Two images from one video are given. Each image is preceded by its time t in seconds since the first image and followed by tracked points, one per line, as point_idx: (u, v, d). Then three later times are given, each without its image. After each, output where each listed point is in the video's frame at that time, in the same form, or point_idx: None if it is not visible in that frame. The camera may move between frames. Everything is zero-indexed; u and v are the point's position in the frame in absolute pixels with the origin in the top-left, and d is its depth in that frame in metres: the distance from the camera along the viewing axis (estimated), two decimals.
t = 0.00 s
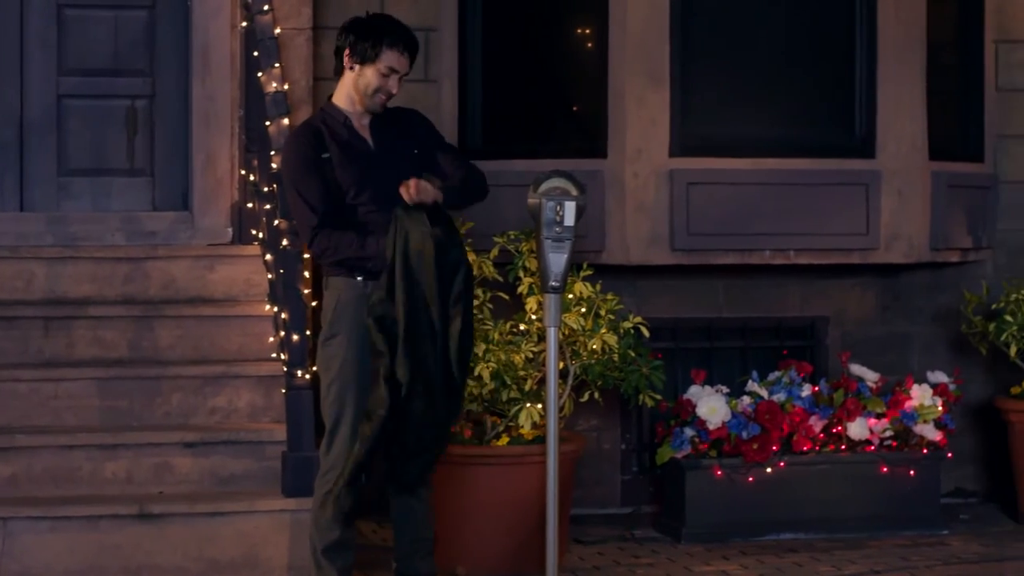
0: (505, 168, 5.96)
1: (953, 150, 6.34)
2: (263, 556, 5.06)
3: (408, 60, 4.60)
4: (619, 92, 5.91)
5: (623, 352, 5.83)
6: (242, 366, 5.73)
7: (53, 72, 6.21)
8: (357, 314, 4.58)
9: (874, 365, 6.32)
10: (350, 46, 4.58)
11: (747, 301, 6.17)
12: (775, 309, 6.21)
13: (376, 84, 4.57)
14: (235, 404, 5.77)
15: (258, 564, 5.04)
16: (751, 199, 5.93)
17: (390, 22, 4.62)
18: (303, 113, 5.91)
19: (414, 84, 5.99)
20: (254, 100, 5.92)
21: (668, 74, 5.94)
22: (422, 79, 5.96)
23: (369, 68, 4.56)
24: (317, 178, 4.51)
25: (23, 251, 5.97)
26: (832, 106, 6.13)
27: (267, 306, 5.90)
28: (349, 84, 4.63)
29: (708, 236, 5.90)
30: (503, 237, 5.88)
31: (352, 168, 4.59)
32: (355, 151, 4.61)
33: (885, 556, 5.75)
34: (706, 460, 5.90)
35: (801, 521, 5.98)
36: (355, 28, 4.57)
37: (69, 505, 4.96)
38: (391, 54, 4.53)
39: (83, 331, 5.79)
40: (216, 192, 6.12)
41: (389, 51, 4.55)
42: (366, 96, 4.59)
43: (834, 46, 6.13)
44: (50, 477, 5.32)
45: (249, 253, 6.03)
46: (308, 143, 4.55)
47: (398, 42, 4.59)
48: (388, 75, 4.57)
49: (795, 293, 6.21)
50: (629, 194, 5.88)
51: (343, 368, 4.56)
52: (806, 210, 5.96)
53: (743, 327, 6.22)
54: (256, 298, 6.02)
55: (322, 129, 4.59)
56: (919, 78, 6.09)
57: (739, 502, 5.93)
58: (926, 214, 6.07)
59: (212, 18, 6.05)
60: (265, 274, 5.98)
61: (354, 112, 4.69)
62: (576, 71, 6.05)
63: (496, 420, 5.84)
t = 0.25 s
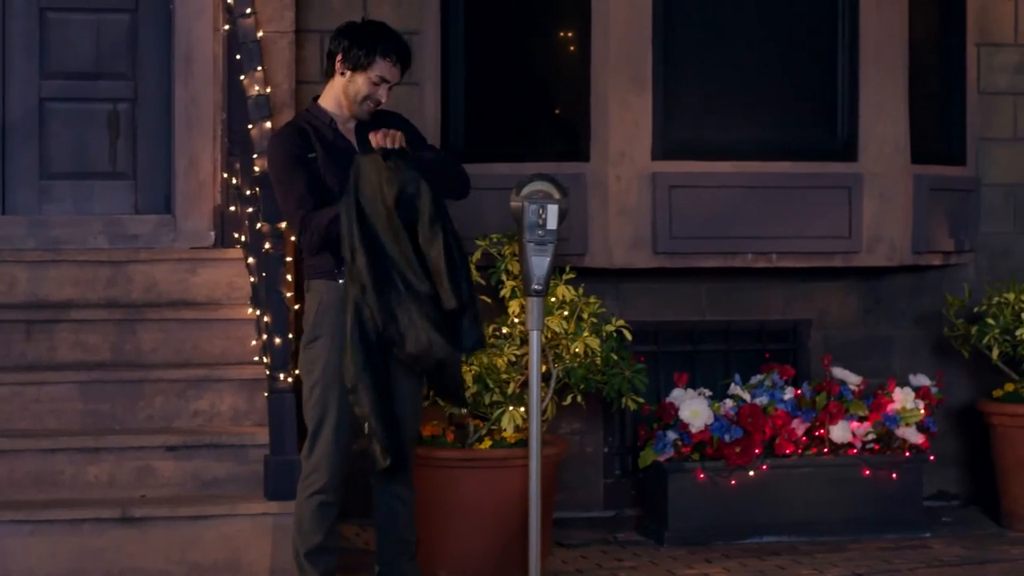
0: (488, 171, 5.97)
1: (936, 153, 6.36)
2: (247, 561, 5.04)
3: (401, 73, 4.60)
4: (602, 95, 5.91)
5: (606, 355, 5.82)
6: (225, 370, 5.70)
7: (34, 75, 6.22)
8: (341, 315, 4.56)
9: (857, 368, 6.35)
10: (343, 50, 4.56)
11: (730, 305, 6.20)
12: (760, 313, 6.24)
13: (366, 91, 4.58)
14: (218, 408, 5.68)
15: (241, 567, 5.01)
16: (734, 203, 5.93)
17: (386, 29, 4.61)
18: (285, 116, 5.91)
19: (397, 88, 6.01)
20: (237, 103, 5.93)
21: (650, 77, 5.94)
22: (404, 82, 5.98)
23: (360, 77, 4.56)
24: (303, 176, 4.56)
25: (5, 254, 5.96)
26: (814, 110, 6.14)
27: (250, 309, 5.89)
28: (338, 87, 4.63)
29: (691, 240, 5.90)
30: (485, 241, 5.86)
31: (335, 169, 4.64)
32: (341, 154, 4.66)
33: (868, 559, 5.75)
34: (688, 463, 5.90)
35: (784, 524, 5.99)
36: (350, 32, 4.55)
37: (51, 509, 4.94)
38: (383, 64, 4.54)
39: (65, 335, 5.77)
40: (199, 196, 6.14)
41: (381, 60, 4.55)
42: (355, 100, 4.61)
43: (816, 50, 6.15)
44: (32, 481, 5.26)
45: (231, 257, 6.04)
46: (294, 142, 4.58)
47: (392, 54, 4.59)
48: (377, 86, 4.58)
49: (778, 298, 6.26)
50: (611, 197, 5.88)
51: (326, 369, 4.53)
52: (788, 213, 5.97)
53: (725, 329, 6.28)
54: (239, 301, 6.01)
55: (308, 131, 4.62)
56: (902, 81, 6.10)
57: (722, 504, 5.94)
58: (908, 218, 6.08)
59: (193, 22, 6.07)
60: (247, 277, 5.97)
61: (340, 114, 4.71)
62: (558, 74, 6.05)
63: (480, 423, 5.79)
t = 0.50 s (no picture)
0: (473, 173, 5.97)
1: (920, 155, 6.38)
2: (231, 563, 4.98)
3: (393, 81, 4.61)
4: (587, 95, 5.91)
5: (591, 357, 5.79)
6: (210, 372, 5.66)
7: (19, 77, 6.24)
8: (329, 315, 4.53)
9: (842, 370, 6.39)
10: (336, 55, 4.57)
11: (716, 306, 6.24)
12: (748, 315, 6.28)
13: (357, 95, 4.57)
14: (203, 409, 5.66)
15: (226, 570, 4.96)
16: (718, 205, 5.93)
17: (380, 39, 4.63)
18: (270, 118, 5.90)
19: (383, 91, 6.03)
20: (222, 105, 5.94)
21: (635, 78, 5.94)
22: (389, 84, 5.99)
23: (352, 80, 4.56)
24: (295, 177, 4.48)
25: None
26: (798, 113, 6.15)
27: (235, 311, 5.87)
28: (330, 91, 4.62)
29: (676, 242, 5.91)
30: (470, 243, 5.83)
31: (324, 171, 4.58)
32: (331, 156, 4.60)
33: (853, 560, 5.75)
34: (673, 465, 5.90)
35: (770, 527, 5.99)
36: (345, 37, 4.57)
37: (35, 511, 4.90)
38: (375, 69, 4.55)
39: (50, 338, 5.76)
40: (184, 198, 6.14)
41: (374, 67, 4.57)
42: (346, 103, 4.60)
43: (799, 52, 6.15)
44: (17, 484, 5.21)
45: (216, 259, 6.04)
46: (285, 143, 4.52)
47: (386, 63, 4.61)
48: (369, 91, 4.58)
49: (764, 299, 6.28)
50: (596, 198, 5.88)
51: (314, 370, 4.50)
52: (773, 216, 5.97)
53: (710, 331, 6.31)
54: (224, 303, 6.00)
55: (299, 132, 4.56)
56: (887, 82, 6.11)
57: (707, 507, 5.93)
58: (893, 219, 6.10)
59: (178, 24, 6.08)
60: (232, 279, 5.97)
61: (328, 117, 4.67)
62: (544, 76, 6.05)
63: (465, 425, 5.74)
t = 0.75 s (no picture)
0: (460, 176, 5.97)
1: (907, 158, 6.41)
2: (218, 566, 4.92)
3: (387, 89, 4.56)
4: (574, 97, 5.91)
5: (579, 359, 5.75)
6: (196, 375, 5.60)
7: (6, 79, 6.30)
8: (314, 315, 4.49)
9: (831, 373, 6.44)
10: (332, 58, 4.53)
11: (703, 307, 6.28)
12: (734, 317, 6.33)
13: (351, 100, 4.54)
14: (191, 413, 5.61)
15: (213, 573, 4.90)
16: (706, 207, 5.93)
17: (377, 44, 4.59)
18: (258, 120, 5.88)
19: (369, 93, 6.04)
20: (209, 107, 5.94)
21: (622, 81, 5.95)
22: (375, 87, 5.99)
23: (345, 85, 4.52)
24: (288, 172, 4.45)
25: None
26: (785, 115, 6.16)
27: (222, 313, 5.85)
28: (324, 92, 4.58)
29: (664, 244, 5.91)
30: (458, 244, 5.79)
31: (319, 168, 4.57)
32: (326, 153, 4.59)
33: (840, 563, 5.75)
34: (661, 467, 5.89)
35: (757, 528, 5.99)
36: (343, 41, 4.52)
37: (21, 514, 4.83)
38: (370, 75, 4.50)
39: (37, 340, 5.73)
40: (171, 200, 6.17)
41: (369, 73, 4.52)
42: (340, 107, 4.56)
43: (785, 55, 6.17)
44: (4, 486, 5.13)
45: (203, 261, 6.04)
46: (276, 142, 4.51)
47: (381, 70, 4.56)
48: (361, 97, 4.54)
49: (751, 301, 6.33)
50: (583, 200, 5.88)
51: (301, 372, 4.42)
52: (759, 218, 5.97)
53: (698, 333, 6.35)
54: (212, 305, 6.00)
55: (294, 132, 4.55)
56: (874, 85, 6.13)
57: (695, 509, 5.92)
58: (880, 222, 6.11)
59: (165, 26, 6.12)
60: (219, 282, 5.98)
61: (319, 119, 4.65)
62: (531, 79, 6.06)
63: (451, 428, 5.62)
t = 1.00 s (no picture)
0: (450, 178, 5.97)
1: (895, 161, 6.44)
2: (208, 569, 4.87)
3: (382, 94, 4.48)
4: (563, 99, 5.92)
5: (568, 361, 5.74)
6: (185, 376, 5.56)
7: None
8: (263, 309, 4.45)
9: (820, 375, 6.48)
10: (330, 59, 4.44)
11: (691, 309, 6.31)
12: (722, 319, 6.36)
13: (348, 101, 4.45)
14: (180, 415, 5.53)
15: None
16: (695, 209, 5.94)
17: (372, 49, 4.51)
18: (247, 123, 5.85)
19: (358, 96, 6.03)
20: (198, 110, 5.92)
21: (612, 84, 5.96)
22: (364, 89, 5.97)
23: (340, 88, 4.44)
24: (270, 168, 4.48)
25: None
26: (773, 118, 6.18)
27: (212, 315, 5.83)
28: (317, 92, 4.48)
29: (654, 246, 5.91)
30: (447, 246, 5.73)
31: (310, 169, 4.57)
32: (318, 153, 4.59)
33: (830, 565, 5.75)
34: (651, 470, 5.89)
35: (746, 530, 5.99)
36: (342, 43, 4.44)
37: (9, 517, 4.76)
38: (367, 78, 4.42)
39: (26, 342, 5.70)
40: (160, 202, 6.20)
41: (364, 77, 4.44)
42: (335, 109, 4.47)
43: (773, 58, 6.19)
44: None
45: (192, 264, 6.04)
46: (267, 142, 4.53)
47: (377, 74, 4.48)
48: (356, 100, 4.45)
49: (739, 303, 6.38)
50: (572, 202, 5.88)
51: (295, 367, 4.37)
52: (748, 220, 5.98)
53: (687, 335, 6.37)
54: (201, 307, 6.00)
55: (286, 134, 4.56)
56: (863, 88, 6.15)
57: (684, 511, 5.92)
58: (869, 225, 6.12)
59: (154, 28, 6.16)
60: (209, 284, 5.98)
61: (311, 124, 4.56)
62: (521, 81, 6.09)
63: (441, 430, 5.59)
